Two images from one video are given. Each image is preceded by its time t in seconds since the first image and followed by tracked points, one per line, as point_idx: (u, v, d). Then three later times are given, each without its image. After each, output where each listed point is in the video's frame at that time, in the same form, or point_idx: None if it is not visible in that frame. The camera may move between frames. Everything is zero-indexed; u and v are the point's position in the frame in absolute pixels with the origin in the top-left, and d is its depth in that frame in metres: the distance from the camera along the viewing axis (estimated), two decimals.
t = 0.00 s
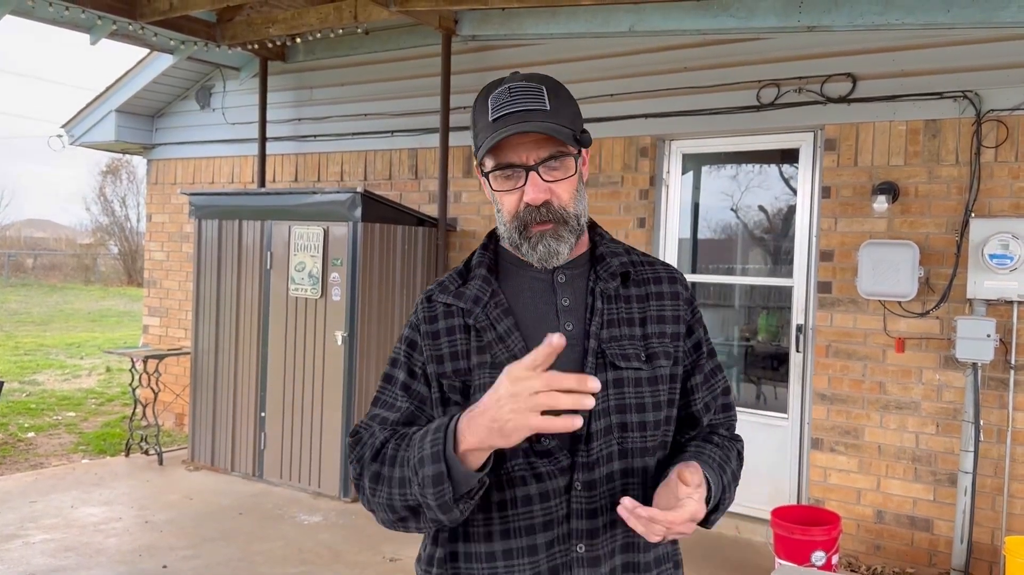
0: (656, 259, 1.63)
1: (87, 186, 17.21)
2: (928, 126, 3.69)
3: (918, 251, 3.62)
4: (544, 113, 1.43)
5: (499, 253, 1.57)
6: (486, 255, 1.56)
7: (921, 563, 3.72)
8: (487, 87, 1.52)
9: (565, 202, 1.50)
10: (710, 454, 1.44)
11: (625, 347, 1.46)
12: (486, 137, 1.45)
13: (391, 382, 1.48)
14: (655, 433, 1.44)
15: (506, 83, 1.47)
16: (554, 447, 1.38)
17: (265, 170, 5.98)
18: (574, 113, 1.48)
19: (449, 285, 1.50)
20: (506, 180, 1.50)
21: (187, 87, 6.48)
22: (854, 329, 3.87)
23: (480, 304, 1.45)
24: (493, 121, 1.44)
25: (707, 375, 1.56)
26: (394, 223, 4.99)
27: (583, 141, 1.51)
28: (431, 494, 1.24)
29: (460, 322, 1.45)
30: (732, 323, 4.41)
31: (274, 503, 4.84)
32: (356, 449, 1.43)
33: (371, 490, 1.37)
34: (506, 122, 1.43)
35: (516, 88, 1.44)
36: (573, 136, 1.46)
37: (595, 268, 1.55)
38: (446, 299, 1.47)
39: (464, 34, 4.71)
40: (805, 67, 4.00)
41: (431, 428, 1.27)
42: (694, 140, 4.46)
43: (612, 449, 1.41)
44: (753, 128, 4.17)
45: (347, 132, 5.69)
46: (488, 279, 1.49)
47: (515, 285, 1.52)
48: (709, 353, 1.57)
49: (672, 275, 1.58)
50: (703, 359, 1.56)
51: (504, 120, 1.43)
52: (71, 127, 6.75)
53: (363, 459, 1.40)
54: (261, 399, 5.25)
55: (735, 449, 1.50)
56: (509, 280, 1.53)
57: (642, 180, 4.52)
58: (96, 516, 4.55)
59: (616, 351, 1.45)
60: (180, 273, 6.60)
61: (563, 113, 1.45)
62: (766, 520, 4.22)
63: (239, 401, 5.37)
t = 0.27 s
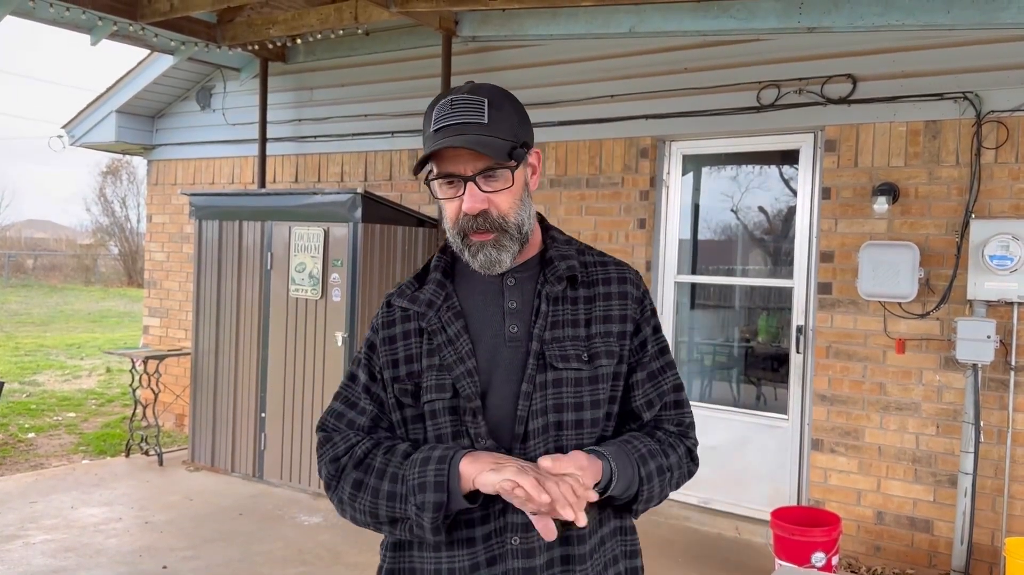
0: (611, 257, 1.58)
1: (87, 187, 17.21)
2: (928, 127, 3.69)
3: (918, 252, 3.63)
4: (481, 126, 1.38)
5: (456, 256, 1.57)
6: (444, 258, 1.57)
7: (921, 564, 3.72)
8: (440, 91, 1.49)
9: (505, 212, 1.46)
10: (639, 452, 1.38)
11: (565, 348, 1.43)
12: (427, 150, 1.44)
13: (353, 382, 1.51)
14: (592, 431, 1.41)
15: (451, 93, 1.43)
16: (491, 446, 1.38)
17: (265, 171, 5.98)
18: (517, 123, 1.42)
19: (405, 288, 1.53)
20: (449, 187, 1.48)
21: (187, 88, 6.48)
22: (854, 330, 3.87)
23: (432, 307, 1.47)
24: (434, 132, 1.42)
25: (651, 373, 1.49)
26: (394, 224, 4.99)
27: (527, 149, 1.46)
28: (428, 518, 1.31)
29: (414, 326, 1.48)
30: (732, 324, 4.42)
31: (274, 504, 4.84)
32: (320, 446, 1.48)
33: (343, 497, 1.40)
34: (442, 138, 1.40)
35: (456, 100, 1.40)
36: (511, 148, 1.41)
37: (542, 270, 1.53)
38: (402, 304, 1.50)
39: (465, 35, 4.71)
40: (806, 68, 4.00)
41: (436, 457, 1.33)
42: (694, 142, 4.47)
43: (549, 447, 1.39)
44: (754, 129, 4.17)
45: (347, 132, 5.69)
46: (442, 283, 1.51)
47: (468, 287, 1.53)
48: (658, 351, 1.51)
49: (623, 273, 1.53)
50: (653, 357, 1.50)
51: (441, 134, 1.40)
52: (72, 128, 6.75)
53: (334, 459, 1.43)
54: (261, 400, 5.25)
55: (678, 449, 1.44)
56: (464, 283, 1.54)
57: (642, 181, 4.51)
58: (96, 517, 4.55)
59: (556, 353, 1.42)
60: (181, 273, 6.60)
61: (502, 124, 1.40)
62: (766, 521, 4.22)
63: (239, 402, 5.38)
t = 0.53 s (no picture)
0: (573, 254, 1.61)
1: (88, 188, 17.20)
2: (929, 128, 3.70)
3: (918, 253, 3.63)
4: (431, 142, 1.39)
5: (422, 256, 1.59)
6: (410, 258, 1.59)
7: (922, 565, 3.73)
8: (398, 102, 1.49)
9: (459, 222, 1.45)
10: (593, 455, 1.42)
11: (525, 350, 1.47)
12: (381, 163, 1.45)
13: (322, 379, 1.54)
14: (551, 428, 1.46)
15: (405, 106, 1.44)
16: (456, 445, 1.42)
17: (266, 172, 5.99)
18: (468, 135, 1.43)
19: (372, 289, 1.55)
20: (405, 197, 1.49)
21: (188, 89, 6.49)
22: (855, 331, 3.88)
23: (398, 309, 1.50)
24: (388, 145, 1.43)
25: (611, 369, 1.53)
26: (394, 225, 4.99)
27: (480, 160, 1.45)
28: (398, 522, 1.36)
29: (382, 327, 1.51)
30: (732, 325, 4.42)
31: (274, 504, 4.84)
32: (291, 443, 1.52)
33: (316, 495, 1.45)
34: (393, 153, 1.41)
35: (407, 115, 1.41)
36: (462, 160, 1.41)
37: (504, 273, 1.54)
38: (369, 305, 1.53)
39: (466, 36, 4.72)
40: (806, 70, 4.00)
41: (406, 466, 1.36)
42: (695, 143, 4.47)
43: (511, 445, 1.43)
44: (754, 131, 4.17)
45: (348, 133, 5.70)
46: (408, 284, 1.54)
47: (433, 287, 1.55)
48: (617, 347, 1.55)
49: (584, 272, 1.56)
50: (612, 354, 1.54)
51: (393, 149, 1.41)
52: (74, 129, 6.75)
53: (305, 457, 1.47)
54: (261, 400, 5.25)
55: (634, 443, 1.50)
56: (429, 283, 1.56)
57: (642, 182, 4.51)
58: (97, 518, 4.55)
59: (517, 355, 1.46)
60: (181, 274, 6.60)
61: (453, 138, 1.41)
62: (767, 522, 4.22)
63: (239, 403, 5.38)
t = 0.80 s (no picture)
0: (554, 253, 1.64)
1: (89, 189, 17.21)
2: (930, 129, 3.70)
3: (919, 254, 3.63)
4: (417, 149, 1.41)
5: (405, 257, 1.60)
6: (392, 259, 1.59)
7: (923, 566, 3.73)
8: (378, 109, 1.49)
9: (445, 227, 1.47)
10: (577, 455, 1.45)
11: (508, 349, 1.49)
12: (366, 170, 1.45)
13: (307, 380, 1.55)
14: (535, 425, 1.48)
15: (388, 114, 1.44)
16: (440, 444, 1.43)
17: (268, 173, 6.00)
18: (452, 142, 1.45)
19: (354, 290, 1.55)
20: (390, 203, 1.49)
21: (190, 90, 6.50)
22: (855, 332, 3.88)
23: (382, 310, 1.51)
24: (372, 152, 1.43)
25: (593, 366, 1.57)
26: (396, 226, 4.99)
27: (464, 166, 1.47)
28: (384, 530, 1.38)
29: (365, 329, 1.51)
30: (733, 326, 4.42)
31: (275, 505, 4.84)
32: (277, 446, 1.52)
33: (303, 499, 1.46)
34: (379, 161, 1.41)
35: (392, 123, 1.42)
36: (448, 167, 1.44)
37: (486, 273, 1.56)
38: (352, 306, 1.52)
39: (467, 37, 4.72)
40: (807, 71, 4.01)
41: (391, 475, 1.37)
42: (696, 144, 4.48)
43: (495, 443, 1.44)
44: (755, 132, 4.18)
45: (349, 134, 5.70)
46: (391, 285, 1.54)
47: (416, 288, 1.55)
48: (598, 344, 1.59)
49: (566, 271, 1.59)
50: (594, 351, 1.58)
51: (379, 156, 1.42)
52: (75, 130, 6.76)
53: (291, 461, 1.48)
54: (262, 401, 5.26)
55: (616, 439, 1.54)
56: (413, 283, 1.56)
57: (643, 183, 4.51)
58: (98, 518, 4.56)
59: (499, 354, 1.47)
60: (183, 274, 6.61)
61: (438, 145, 1.42)
62: (767, 523, 4.22)
63: (240, 403, 5.38)
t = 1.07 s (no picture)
0: (563, 255, 1.61)
1: (90, 189, 17.23)
2: (930, 131, 3.70)
3: (920, 256, 3.63)
4: (433, 148, 1.39)
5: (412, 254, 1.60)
6: (399, 258, 1.60)
7: (923, 567, 3.73)
8: (396, 103, 1.47)
9: (456, 227, 1.46)
10: (578, 461, 1.42)
11: (511, 347, 1.47)
12: (381, 165, 1.43)
13: (310, 377, 1.57)
14: (537, 427, 1.46)
15: (406, 109, 1.43)
16: (438, 440, 1.42)
17: (269, 174, 6.00)
18: (469, 141, 1.43)
19: (359, 286, 1.57)
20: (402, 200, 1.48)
21: (191, 91, 6.50)
22: (856, 334, 3.88)
23: (385, 305, 1.51)
24: (388, 149, 1.42)
25: (599, 369, 1.53)
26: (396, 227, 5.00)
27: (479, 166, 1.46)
28: (353, 533, 1.39)
29: (366, 325, 1.52)
30: (734, 327, 4.43)
31: (276, 505, 4.85)
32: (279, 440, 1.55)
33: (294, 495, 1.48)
34: (394, 156, 1.40)
35: (410, 119, 1.40)
36: (463, 167, 1.42)
37: (492, 271, 1.54)
38: (355, 302, 1.54)
39: (468, 38, 4.73)
40: (808, 73, 4.01)
41: (351, 479, 1.37)
42: (696, 145, 4.48)
43: (494, 442, 1.42)
44: (756, 133, 4.18)
45: (350, 135, 5.71)
46: (394, 282, 1.55)
47: (421, 286, 1.55)
48: (605, 348, 1.55)
49: (573, 272, 1.56)
50: (600, 355, 1.54)
51: (395, 153, 1.40)
52: (76, 131, 6.77)
53: (286, 457, 1.50)
54: (263, 402, 5.26)
55: (620, 446, 1.49)
56: (418, 279, 1.57)
57: (644, 184, 4.52)
58: (99, 518, 4.56)
59: (502, 352, 1.45)
60: (184, 275, 6.62)
61: (454, 145, 1.41)
62: (768, 524, 4.23)
63: (241, 404, 5.39)
